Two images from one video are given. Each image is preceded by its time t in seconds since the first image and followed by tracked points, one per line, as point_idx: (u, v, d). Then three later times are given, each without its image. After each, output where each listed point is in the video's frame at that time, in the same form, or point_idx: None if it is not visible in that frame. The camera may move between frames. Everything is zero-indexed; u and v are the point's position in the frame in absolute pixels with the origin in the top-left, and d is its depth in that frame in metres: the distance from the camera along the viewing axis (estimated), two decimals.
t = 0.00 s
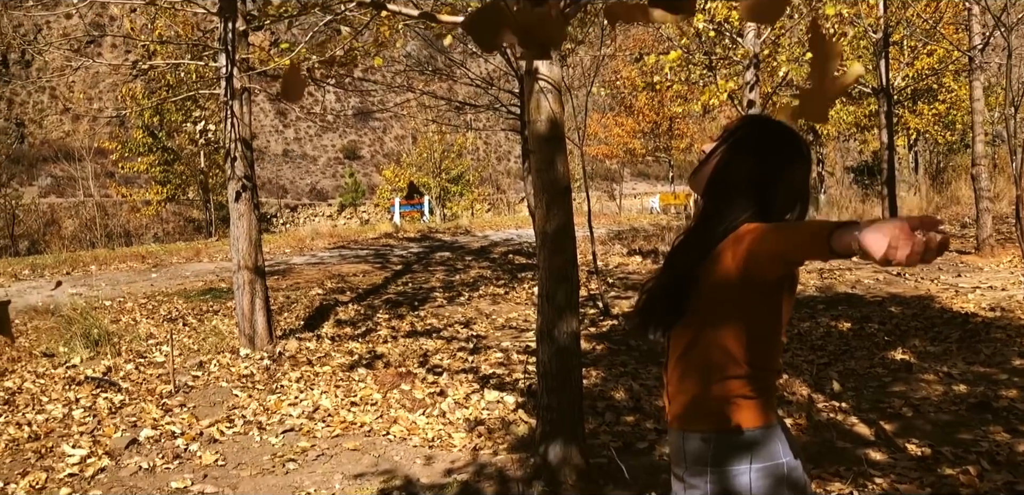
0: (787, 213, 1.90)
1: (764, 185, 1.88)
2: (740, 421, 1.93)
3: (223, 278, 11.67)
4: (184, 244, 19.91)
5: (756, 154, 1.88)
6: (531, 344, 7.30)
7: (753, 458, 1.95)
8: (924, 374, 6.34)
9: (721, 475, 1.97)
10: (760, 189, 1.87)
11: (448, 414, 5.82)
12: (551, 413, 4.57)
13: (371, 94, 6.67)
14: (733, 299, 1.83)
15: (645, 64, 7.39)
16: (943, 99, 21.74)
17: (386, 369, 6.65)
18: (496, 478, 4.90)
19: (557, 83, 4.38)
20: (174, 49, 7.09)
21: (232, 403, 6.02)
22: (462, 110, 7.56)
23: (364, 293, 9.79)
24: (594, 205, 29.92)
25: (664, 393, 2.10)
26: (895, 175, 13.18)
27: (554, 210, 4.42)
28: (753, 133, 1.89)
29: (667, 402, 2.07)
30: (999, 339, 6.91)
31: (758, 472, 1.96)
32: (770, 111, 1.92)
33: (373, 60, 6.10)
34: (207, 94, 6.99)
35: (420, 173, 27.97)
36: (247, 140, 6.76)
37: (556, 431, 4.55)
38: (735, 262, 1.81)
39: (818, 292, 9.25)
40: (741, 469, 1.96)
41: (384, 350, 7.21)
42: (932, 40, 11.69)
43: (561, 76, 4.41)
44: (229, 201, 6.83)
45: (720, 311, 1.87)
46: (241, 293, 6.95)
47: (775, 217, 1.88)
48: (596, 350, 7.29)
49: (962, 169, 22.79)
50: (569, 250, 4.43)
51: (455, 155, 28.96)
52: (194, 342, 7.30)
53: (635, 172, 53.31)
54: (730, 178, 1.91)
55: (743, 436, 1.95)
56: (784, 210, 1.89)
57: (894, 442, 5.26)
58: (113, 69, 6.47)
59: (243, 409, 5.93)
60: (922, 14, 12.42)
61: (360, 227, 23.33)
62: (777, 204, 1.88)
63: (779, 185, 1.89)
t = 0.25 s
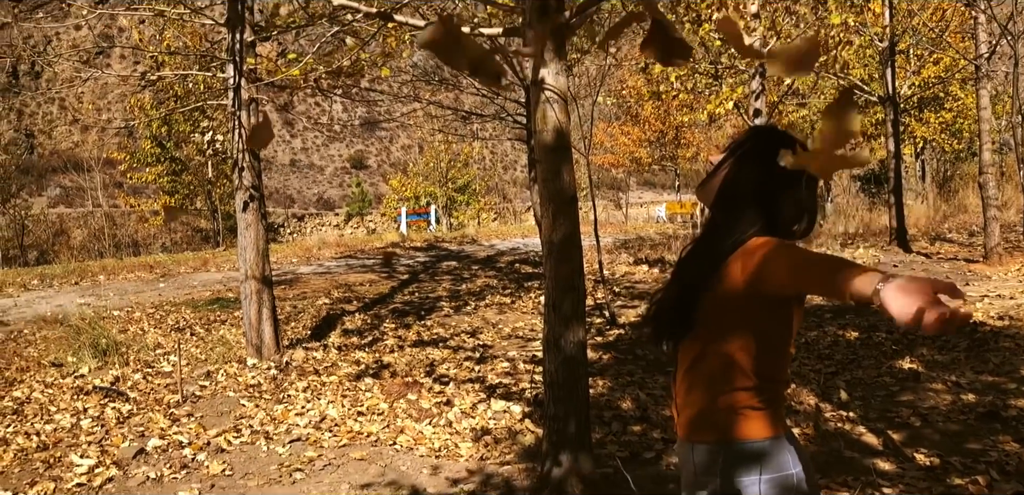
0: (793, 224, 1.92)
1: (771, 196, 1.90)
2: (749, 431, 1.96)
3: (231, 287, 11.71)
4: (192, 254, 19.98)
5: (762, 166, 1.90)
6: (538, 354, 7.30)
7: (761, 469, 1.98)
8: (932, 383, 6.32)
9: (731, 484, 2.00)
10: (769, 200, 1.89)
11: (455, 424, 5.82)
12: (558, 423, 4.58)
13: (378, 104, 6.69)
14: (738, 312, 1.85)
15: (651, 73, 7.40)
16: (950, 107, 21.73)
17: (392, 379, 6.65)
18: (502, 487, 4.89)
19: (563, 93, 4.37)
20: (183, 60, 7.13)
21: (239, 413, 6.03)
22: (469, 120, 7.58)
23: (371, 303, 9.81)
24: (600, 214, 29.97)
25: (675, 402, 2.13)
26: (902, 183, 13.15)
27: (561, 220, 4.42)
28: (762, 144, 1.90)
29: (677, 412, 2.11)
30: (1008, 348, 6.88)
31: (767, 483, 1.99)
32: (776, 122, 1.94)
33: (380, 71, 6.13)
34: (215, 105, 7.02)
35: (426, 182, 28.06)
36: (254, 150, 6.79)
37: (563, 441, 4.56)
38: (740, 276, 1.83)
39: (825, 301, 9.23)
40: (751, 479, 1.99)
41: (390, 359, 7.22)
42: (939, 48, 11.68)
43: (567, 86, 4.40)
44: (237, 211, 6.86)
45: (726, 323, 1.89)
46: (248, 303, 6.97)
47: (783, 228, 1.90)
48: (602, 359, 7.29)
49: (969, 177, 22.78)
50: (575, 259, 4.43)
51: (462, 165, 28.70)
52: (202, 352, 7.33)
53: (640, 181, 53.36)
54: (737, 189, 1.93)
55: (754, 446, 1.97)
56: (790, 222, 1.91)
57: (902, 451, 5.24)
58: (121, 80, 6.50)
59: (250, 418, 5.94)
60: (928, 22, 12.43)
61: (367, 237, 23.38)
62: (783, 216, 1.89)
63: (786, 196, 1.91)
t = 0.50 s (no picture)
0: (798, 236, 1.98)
1: (774, 207, 1.97)
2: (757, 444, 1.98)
3: (236, 297, 11.78)
4: (198, 265, 20.09)
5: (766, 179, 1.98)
6: (542, 363, 7.30)
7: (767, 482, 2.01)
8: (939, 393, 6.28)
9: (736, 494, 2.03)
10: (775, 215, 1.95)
11: (460, 434, 5.81)
12: (561, 432, 4.59)
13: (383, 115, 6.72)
14: (742, 322, 1.90)
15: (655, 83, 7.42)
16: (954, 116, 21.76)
17: (397, 389, 6.66)
18: None
19: (567, 103, 4.36)
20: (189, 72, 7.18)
21: (244, 423, 6.04)
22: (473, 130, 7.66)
23: (375, 312, 9.83)
24: (605, 224, 30.01)
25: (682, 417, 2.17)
26: (906, 192, 13.14)
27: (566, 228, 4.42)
28: (769, 156, 1.98)
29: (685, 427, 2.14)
30: (1014, 357, 6.87)
31: None
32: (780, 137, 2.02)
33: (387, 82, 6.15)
34: (221, 116, 7.05)
35: (431, 192, 28.19)
36: (260, 162, 6.82)
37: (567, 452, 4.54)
38: (745, 287, 1.89)
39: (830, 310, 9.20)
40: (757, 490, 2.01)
41: (395, 369, 7.23)
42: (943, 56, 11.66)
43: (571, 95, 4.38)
44: (242, 221, 6.89)
45: (731, 334, 1.94)
46: (254, 313, 7.00)
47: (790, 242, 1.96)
48: (607, 369, 7.28)
49: (974, 185, 22.80)
50: (580, 269, 4.42)
51: (466, 174, 29.40)
52: (208, 363, 7.36)
53: (645, 191, 53.84)
54: (742, 200, 1.99)
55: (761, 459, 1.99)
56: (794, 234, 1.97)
57: (909, 461, 5.21)
58: (128, 92, 6.54)
59: (256, 428, 5.95)
60: (931, 31, 12.46)
61: (371, 247, 23.47)
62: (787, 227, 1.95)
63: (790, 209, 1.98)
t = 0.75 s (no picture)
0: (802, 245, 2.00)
1: (779, 220, 1.99)
2: (761, 454, 2.02)
3: (240, 308, 11.81)
4: (202, 275, 20.16)
5: (772, 187, 1.98)
6: (545, 373, 7.30)
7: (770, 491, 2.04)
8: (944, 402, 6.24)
9: None
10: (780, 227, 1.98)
11: (463, 444, 5.81)
12: (564, 442, 4.62)
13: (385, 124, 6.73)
14: (746, 334, 1.94)
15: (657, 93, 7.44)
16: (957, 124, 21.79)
17: (400, 399, 6.66)
18: None
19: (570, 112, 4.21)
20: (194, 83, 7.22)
21: (248, 433, 6.05)
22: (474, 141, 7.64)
23: (379, 322, 9.86)
24: (608, 233, 30.03)
25: (687, 425, 2.22)
26: (910, 200, 13.13)
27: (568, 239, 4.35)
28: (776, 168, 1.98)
29: (690, 435, 2.19)
30: (1019, 366, 6.84)
31: None
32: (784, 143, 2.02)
33: (390, 93, 6.18)
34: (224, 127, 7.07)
35: (434, 202, 28.36)
36: (264, 173, 6.86)
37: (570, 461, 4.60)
38: (751, 299, 1.92)
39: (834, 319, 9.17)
40: None
41: (398, 379, 7.23)
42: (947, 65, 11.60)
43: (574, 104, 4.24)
44: (246, 232, 6.93)
45: (735, 345, 1.98)
46: (258, 324, 7.02)
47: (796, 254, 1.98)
48: (610, 379, 7.28)
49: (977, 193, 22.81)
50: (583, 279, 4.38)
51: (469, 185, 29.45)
52: (211, 373, 7.38)
53: (648, 200, 54.00)
54: (749, 212, 2.02)
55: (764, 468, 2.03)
56: (799, 242, 1.98)
57: (914, 471, 5.19)
58: (134, 103, 6.57)
59: (259, 439, 5.95)
60: (934, 40, 12.48)
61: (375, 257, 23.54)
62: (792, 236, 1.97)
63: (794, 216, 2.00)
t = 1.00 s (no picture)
0: (802, 254, 2.08)
1: (777, 231, 2.08)
2: (759, 463, 2.06)
3: (242, 318, 11.84)
4: (204, 285, 20.21)
5: (772, 196, 2.09)
6: (547, 383, 7.30)
7: None
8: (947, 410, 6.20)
9: None
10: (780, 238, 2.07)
11: (465, 453, 5.80)
12: (566, 451, 4.65)
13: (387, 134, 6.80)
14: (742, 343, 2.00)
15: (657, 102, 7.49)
16: (958, 132, 21.84)
17: (402, 409, 6.65)
18: None
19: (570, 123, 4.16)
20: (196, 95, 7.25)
21: (250, 443, 6.06)
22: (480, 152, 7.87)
23: (380, 332, 9.88)
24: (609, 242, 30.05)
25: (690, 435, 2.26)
26: (911, 209, 13.14)
27: (569, 249, 4.32)
28: (774, 181, 2.08)
29: (693, 445, 2.23)
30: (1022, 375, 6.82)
31: None
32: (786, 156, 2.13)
33: (391, 104, 6.23)
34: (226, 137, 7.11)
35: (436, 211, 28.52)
36: (267, 183, 6.88)
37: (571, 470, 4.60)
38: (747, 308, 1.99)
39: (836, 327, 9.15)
40: None
41: (400, 389, 7.23)
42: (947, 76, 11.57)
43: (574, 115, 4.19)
44: (249, 242, 6.95)
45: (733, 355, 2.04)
46: (260, 334, 7.10)
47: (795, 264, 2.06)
48: (612, 388, 7.27)
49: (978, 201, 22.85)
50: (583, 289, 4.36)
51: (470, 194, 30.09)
52: (214, 383, 7.40)
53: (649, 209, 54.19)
54: (750, 224, 2.12)
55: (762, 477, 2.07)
56: (799, 252, 2.08)
57: (918, 480, 5.16)
58: (137, 115, 6.60)
59: (261, 449, 5.96)
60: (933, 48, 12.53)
61: (377, 266, 23.60)
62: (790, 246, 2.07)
63: (794, 227, 2.10)
